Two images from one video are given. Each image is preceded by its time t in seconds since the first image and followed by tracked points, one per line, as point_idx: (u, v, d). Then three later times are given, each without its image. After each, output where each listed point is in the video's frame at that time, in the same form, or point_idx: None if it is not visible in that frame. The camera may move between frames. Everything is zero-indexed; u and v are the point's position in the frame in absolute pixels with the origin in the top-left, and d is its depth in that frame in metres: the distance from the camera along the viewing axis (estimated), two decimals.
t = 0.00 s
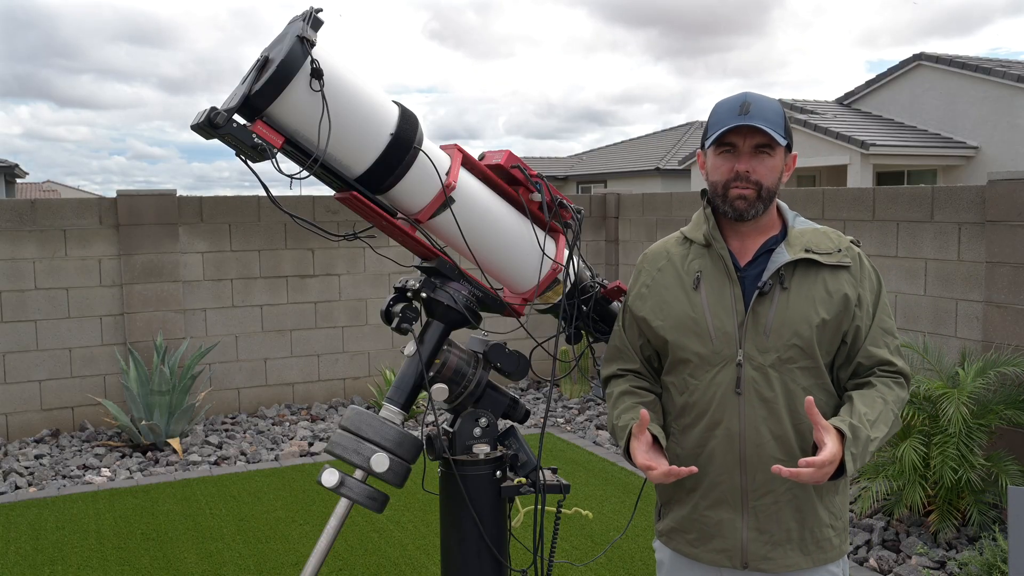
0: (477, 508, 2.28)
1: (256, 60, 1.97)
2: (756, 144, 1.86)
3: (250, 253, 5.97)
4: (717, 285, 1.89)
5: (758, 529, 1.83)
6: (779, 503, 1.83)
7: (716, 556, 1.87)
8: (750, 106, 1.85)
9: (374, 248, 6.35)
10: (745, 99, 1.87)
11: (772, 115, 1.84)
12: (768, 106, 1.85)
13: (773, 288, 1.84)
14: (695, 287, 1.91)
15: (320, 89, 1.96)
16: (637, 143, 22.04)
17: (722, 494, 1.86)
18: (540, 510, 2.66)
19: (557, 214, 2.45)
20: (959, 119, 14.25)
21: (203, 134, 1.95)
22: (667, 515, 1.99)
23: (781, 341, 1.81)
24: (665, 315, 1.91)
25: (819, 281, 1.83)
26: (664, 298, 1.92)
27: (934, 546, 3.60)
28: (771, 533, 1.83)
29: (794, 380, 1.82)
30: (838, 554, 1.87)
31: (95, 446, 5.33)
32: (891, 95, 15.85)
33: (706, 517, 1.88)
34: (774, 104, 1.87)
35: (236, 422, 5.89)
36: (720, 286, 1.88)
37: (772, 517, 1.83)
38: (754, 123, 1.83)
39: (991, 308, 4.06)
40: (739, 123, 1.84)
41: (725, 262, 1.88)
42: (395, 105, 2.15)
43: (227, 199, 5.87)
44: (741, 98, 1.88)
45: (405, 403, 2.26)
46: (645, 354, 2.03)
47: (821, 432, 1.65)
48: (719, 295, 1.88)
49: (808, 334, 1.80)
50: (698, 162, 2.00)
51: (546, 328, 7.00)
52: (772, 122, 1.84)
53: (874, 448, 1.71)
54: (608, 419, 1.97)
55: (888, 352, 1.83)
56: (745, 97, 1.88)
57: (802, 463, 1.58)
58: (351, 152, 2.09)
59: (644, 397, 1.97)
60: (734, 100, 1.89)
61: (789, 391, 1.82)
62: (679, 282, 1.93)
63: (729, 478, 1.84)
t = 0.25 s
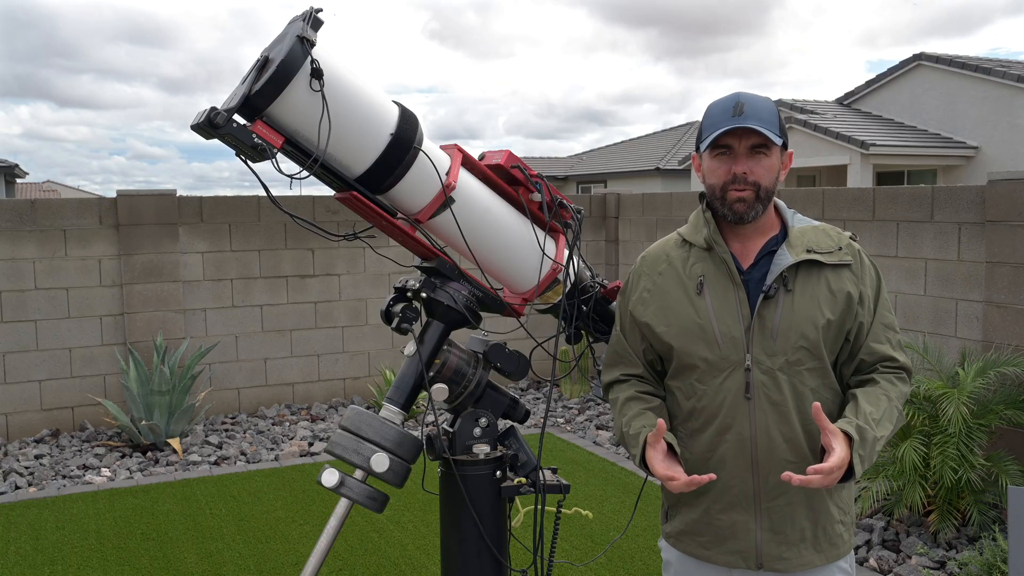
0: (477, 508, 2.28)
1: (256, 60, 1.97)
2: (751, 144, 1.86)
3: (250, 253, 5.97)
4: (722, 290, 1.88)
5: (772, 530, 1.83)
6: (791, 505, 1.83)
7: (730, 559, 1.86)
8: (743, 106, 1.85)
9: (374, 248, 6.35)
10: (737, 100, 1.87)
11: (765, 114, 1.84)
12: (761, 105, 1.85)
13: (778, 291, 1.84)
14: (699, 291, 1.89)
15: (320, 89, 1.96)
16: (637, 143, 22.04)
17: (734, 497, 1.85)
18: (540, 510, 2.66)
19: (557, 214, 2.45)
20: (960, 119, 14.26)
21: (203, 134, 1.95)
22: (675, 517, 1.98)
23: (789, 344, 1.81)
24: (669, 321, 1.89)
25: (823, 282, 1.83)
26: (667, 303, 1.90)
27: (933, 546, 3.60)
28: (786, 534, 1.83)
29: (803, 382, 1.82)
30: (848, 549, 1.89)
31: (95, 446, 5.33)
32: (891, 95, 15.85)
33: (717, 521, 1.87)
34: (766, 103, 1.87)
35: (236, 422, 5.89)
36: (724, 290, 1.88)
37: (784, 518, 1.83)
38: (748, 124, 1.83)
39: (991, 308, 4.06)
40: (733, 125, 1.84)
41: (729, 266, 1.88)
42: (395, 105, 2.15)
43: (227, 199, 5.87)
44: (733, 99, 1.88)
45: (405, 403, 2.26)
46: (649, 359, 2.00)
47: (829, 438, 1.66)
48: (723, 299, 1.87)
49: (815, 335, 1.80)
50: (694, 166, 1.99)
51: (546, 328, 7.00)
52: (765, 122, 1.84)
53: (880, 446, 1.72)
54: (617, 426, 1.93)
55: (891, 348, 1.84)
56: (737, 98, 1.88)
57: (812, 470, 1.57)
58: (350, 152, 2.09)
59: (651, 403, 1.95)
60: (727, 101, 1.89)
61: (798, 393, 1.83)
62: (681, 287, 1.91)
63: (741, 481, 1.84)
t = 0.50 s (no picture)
0: (477, 508, 2.28)
1: (256, 60, 1.97)
2: (753, 143, 1.86)
3: (250, 253, 5.97)
4: (727, 291, 1.88)
5: (780, 532, 1.83)
6: (799, 506, 1.83)
7: (737, 560, 1.86)
8: (743, 105, 1.85)
9: (374, 248, 6.35)
10: (738, 99, 1.87)
11: (766, 112, 1.85)
12: (762, 104, 1.86)
13: (784, 291, 1.84)
14: (704, 293, 1.89)
15: (320, 89, 1.96)
16: (637, 143, 22.04)
17: (741, 499, 1.85)
18: (540, 510, 2.66)
19: (557, 214, 2.45)
20: (960, 119, 14.25)
21: (203, 134, 1.95)
22: (681, 519, 1.98)
23: (795, 345, 1.82)
24: (674, 323, 1.89)
25: (828, 282, 1.84)
26: (672, 305, 1.90)
27: (933, 546, 3.60)
28: (794, 536, 1.83)
29: (810, 383, 1.82)
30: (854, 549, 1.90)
31: (95, 446, 5.33)
32: (891, 95, 15.84)
33: (725, 522, 1.87)
34: (767, 102, 1.87)
35: (236, 422, 5.89)
36: (730, 291, 1.88)
37: (792, 519, 1.83)
38: (750, 122, 1.83)
39: (991, 308, 4.06)
40: (734, 124, 1.84)
41: (733, 267, 1.87)
42: (395, 105, 2.15)
43: (227, 200, 5.87)
44: (734, 98, 1.88)
45: (405, 403, 2.25)
46: (652, 361, 2.00)
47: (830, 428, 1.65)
48: (728, 300, 1.87)
49: (821, 336, 1.81)
50: (696, 166, 1.99)
51: (546, 328, 7.00)
52: (766, 120, 1.84)
53: (886, 440, 1.72)
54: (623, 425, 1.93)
55: (895, 346, 1.83)
56: (738, 97, 1.88)
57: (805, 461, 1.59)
58: (351, 152, 2.09)
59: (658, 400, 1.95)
60: (728, 101, 1.89)
61: (805, 394, 1.83)
62: (686, 289, 1.91)
63: (749, 482, 1.84)
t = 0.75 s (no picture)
0: (476, 508, 2.28)
1: (256, 60, 1.97)
2: (766, 141, 1.86)
3: (250, 253, 5.97)
4: (735, 287, 1.88)
5: (783, 532, 1.83)
6: (802, 506, 1.83)
7: (739, 560, 1.86)
8: (758, 103, 1.84)
9: (374, 248, 6.35)
10: (754, 97, 1.87)
11: (781, 112, 1.84)
12: (778, 103, 1.85)
13: (791, 289, 1.84)
14: (712, 290, 1.90)
15: (320, 89, 1.96)
16: (637, 143, 22.04)
17: (744, 498, 1.86)
18: (540, 510, 2.66)
19: (557, 214, 2.45)
20: (960, 119, 14.25)
21: (204, 134, 1.95)
22: (685, 519, 1.99)
23: (802, 342, 1.81)
24: (682, 319, 1.90)
25: (837, 281, 1.83)
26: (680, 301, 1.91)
27: (933, 546, 3.60)
28: (797, 537, 1.82)
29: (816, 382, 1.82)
30: (859, 553, 1.89)
31: (95, 446, 5.33)
32: (890, 95, 15.84)
33: (728, 522, 1.88)
34: (784, 101, 1.86)
35: (235, 422, 5.89)
36: (738, 288, 1.88)
37: (795, 520, 1.82)
38: (763, 120, 1.83)
39: (991, 308, 4.06)
40: (747, 121, 1.84)
41: (742, 264, 1.88)
42: (395, 105, 2.15)
43: (227, 199, 5.87)
44: (751, 96, 1.88)
45: (405, 403, 2.25)
46: (658, 357, 2.02)
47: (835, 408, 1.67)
48: (736, 297, 1.87)
49: (828, 334, 1.80)
50: (709, 162, 1.99)
51: (546, 328, 7.00)
52: (781, 120, 1.84)
53: (892, 433, 1.71)
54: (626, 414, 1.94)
55: (905, 349, 1.83)
56: (754, 95, 1.88)
57: (795, 437, 1.62)
58: (351, 152, 2.09)
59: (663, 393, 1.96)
60: (744, 98, 1.89)
61: (811, 393, 1.83)
62: (694, 286, 1.91)
63: (752, 482, 1.85)
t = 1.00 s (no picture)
0: (476, 508, 2.28)
1: (256, 60, 1.97)
2: (780, 139, 1.86)
3: (250, 253, 5.97)
4: (740, 283, 1.89)
5: (776, 532, 1.83)
6: (797, 507, 1.82)
7: (733, 558, 1.87)
8: (774, 101, 1.85)
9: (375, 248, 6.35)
10: (770, 95, 1.87)
11: (796, 110, 1.84)
12: (793, 102, 1.86)
13: (794, 287, 1.83)
14: (717, 286, 1.91)
15: (320, 89, 1.96)
16: (637, 143, 22.03)
17: (739, 495, 1.87)
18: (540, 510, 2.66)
19: (557, 214, 2.46)
20: (960, 119, 14.25)
21: (204, 134, 1.95)
22: (685, 517, 2.01)
23: (802, 340, 1.81)
24: (686, 315, 1.92)
25: (842, 281, 1.81)
26: (686, 297, 1.93)
27: (933, 546, 3.60)
28: (789, 537, 1.82)
29: (815, 381, 1.82)
30: (859, 562, 1.85)
31: (95, 446, 5.33)
32: (891, 95, 15.85)
33: (723, 519, 1.89)
34: (799, 101, 1.87)
35: (235, 423, 5.89)
36: (742, 285, 1.89)
37: (789, 520, 1.82)
38: (777, 117, 1.83)
39: (991, 308, 4.06)
40: (762, 117, 1.84)
41: (747, 261, 1.89)
42: (395, 105, 2.15)
43: (227, 199, 5.87)
44: (767, 94, 1.88)
45: (405, 403, 2.25)
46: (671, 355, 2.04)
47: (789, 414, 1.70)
48: (740, 294, 1.88)
49: (829, 334, 1.79)
50: (723, 159, 2.00)
51: (546, 328, 7.01)
52: (796, 117, 1.84)
53: (862, 442, 1.70)
54: (652, 408, 1.95)
55: (911, 353, 1.78)
56: (770, 94, 1.88)
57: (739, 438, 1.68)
58: (350, 151, 2.08)
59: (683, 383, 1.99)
60: (760, 96, 1.89)
61: (810, 392, 1.82)
62: (701, 282, 1.93)
63: (747, 479, 1.86)
